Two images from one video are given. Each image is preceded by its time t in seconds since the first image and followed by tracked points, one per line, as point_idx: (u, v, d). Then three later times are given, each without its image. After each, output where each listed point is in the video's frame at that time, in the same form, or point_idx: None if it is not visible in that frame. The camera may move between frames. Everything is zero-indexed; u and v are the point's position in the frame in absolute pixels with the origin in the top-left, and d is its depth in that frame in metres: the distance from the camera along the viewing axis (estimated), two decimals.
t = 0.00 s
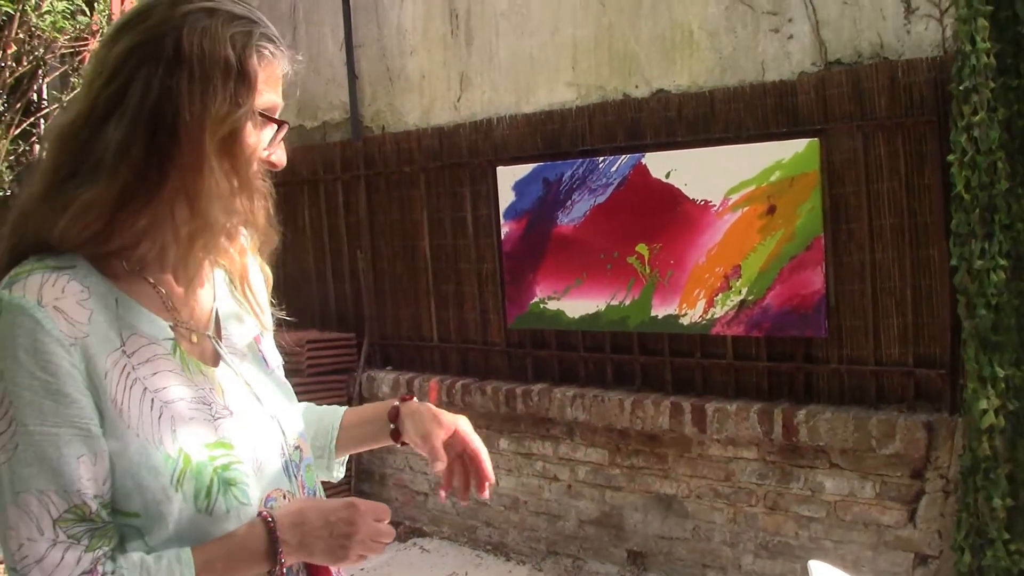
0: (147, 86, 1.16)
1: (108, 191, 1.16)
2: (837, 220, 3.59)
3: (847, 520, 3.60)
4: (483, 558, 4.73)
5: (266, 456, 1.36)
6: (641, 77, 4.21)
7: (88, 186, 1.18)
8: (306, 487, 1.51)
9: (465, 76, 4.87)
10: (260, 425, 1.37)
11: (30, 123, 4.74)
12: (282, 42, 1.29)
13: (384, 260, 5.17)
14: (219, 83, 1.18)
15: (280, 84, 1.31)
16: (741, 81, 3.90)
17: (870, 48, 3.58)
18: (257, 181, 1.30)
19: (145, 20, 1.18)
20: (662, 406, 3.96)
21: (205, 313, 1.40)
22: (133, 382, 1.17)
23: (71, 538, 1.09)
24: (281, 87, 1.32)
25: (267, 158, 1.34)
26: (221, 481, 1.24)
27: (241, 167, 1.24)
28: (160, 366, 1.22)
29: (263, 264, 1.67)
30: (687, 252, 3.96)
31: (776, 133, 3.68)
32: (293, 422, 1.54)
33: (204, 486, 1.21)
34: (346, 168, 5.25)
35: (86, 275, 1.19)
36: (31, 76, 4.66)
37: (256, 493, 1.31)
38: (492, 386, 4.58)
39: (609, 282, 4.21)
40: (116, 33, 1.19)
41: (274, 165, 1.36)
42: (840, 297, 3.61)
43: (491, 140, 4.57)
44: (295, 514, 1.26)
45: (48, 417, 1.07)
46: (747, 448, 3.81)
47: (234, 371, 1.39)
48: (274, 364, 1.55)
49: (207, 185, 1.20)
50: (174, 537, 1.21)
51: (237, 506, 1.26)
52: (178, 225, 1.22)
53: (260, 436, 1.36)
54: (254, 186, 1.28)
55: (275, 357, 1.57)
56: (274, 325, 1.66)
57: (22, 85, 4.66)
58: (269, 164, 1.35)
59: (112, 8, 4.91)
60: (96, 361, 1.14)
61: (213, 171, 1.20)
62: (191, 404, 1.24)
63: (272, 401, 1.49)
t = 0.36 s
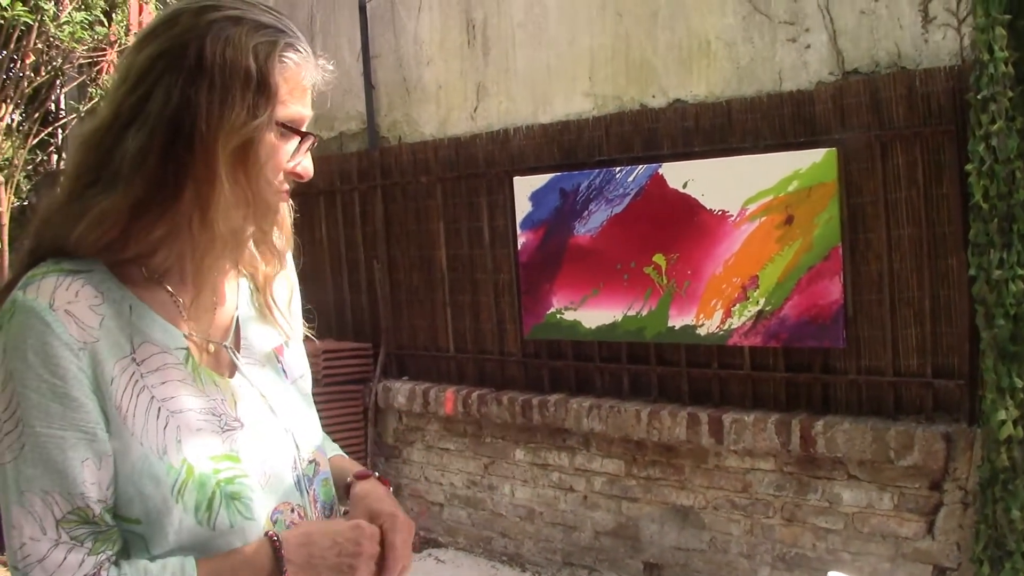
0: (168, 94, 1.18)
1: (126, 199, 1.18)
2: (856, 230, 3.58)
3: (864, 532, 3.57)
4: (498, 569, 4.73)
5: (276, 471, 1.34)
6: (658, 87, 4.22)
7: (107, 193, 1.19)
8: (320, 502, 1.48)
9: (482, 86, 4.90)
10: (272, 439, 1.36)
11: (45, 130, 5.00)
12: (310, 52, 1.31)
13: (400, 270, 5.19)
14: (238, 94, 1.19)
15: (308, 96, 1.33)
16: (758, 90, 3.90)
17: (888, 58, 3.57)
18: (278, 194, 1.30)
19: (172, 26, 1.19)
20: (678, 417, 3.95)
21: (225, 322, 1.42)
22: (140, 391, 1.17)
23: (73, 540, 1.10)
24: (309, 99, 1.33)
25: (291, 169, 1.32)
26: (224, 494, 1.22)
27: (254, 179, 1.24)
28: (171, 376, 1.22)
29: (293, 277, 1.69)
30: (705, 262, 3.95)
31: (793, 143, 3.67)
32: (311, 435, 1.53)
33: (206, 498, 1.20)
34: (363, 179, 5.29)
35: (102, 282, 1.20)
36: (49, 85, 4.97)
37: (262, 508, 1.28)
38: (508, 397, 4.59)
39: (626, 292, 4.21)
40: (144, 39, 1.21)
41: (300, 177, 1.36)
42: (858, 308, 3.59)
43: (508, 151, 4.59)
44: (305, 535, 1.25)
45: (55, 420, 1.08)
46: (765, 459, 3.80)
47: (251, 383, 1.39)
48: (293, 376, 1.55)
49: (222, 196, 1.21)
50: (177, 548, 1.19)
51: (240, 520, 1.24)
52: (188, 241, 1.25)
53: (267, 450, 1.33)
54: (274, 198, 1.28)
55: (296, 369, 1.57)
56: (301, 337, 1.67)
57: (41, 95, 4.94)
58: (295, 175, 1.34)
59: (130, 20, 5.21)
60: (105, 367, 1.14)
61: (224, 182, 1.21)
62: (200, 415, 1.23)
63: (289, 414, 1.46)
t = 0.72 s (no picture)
0: (176, 110, 1.16)
1: (135, 216, 1.17)
2: (869, 237, 3.58)
3: (878, 540, 3.57)
4: None
5: (281, 486, 1.26)
6: (672, 95, 4.23)
7: (118, 210, 1.18)
8: (332, 517, 1.40)
9: (495, 94, 4.93)
10: (278, 453, 1.27)
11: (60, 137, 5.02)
12: (329, 64, 1.22)
13: (414, 277, 5.23)
14: (241, 109, 1.15)
15: (328, 109, 1.24)
16: (771, 98, 3.91)
17: (902, 65, 3.58)
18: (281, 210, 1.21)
19: (189, 39, 1.16)
20: (692, 424, 3.95)
21: (241, 332, 1.33)
22: (143, 398, 1.13)
23: (68, 538, 1.09)
24: (330, 111, 1.24)
25: (307, 182, 1.24)
26: (220, 506, 1.16)
27: (249, 193, 1.18)
28: (178, 385, 1.17)
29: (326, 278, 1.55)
30: (718, 270, 3.97)
31: (805, 151, 3.68)
32: (326, 450, 1.43)
33: (202, 508, 1.15)
34: (377, 186, 5.33)
35: (116, 288, 1.17)
36: (64, 92, 5.01)
37: (266, 522, 1.22)
38: (522, 404, 4.61)
39: (639, 300, 4.22)
40: (164, 52, 1.19)
41: (321, 190, 1.27)
42: (871, 316, 3.59)
43: (521, 158, 4.62)
44: (299, 560, 1.22)
45: (54, 420, 1.07)
46: (778, 467, 3.80)
47: (263, 395, 1.30)
48: (314, 389, 1.45)
49: (216, 219, 1.17)
50: (173, 556, 1.15)
51: (236, 532, 1.18)
52: (194, 251, 1.21)
53: (276, 464, 1.26)
54: (274, 213, 1.20)
55: (318, 381, 1.47)
56: (330, 344, 1.55)
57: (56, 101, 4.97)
58: (314, 188, 1.26)
59: (144, 27, 5.13)
60: (109, 372, 1.11)
61: (218, 199, 1.16)
62: (203, 425, 1.18)
63: (304, 428, 1.37)
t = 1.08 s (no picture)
0: (193, 120, 1.18)
1: (151, 222, 1.18)
2: (885, 246, 3.58)
3: (893, 549, 3.56)
4: None
5: (294, 490, 1.28)
6: (686, 104, 4.25)
7: (135, 216, 1.20)
8: (344, 521, 1.42)
9: (511, 103, 4.97)
10: (292, 457, 1.28)
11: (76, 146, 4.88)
12: (342, 77, 1.24)
13: (429, 286, 5.26)
14: (257, 120, 1.16)
15: (340, 123, 1.26)
16: (786, 107, 3.93)
17: (917, 74, 3.59)
18: (295, 219, 1.23)
19: (208, 51, 1.18)
20: (708, 433, 3.96)
21: (254, 342, 1.35)
22: (158, 402, 1.14)
23: (81, 540, 1.10)
24: (342, 125, 1.26)
25: (320, 195, 1.26)
26: (233, 508, 1.18)
27: (264, 203, 1.20)
28: (194, 389, 1.18)
29: (337, 289, 1.57)
30: (733, 279, 3.98)
31: (820, 160, 3.69)
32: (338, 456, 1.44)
33: (214, 511, 1.17)
34: (392, 195, 5.37)
35: (131, 292, 1.18)
36: (81, 101, 4.89)
37: (278, 524, 1.24)
38: (537, 413, 4.62)
39: (654, 309, 4.24)
40: (182, 62, 1.21)
41: (333, 203, 1.28)
42: (887, 325, 3.59)
43: (537, 167, 4.65)
44: (307, 565, 1.23)
45: (70, 423, 1.08)
46: (793, 476, 3.80)
47: (277, 401, 1.31)
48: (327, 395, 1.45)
49: (230, 228, 1.18)
50: (185, 558, 1.17)
51: (249, 534, 1.20)
52: (208, 258, 1.23)
53: (290, 467, 1.27)
54: (287, 222, 1.21)
55: (331, 388, 1.47)
56: (341, 354, 1.56)
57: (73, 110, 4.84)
58: (327, 201, 1.28)
59: (161, 36, 5.01)
60: (125, 377, 1.13)
61: (233, 208, 1.17)
62: (218, 428, 1.19)
63: (315, 433, 1.38)
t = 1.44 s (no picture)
0: (190, 128, 1.19)
1: (148, 227, 1.20)
2: (896, 251, 3.58)
3: (905, 555, 3.56)
4: None
5: (299, 488, 1.29)
6: (697, 109, 4.26)
7: (133, 221, 1.22)
8: (348, 519, 1.43)
9: (522, 108, 4.99)
10: (296, 456, 1.30)
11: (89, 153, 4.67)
12: (334, 88, 1.27)
13: (440, 290, 5.28)
14: (251, 129, 1.18)
15: (331, 132, 1.28)
16: (798, 112, 3.93)
17: (928, 79, 3.60)
18: (288, 225, 1.25)
19: (203, 62, 1.20)
20: (718, 438, 3.95)
21: (257, 345, 1.36)
22: (162, 405, 1.16)
23: (92, 544, 1.12)
24: (333, 135, 1.28)
25: (314, 203, 1.27)
26: (240, 507, 1.19)
27: (258, 210, 1.21)
28: (196, 392, 1.20)
29: (334, 292, 1.60)
30: (744, 285, 3.98)
31: (832, 165, 3.69)
32: (342, 455, 1.45)
33: (221, 511, 1.18)
34: (403, 201, 5.39)
35: (131, 301, 1.20)
36: (93, 105, 4.64)
37: (284, 524, 1.25)
38: (548, 418, 4.63)
39: (665, 314, 4.24)
40: (179, 73, 1.23)
41: (326, 211, 1.30)
42: (899, 330, 3.58)
43: (548, 173, 4.66)
44: (316, 560, 1.23)
45: (76, 429, 1.10)
46: (805, 481, 3.80)
47: (281, 403, 1.32)
48: (329, 397, 1.45)
49: (226, 233, 1.20)
50: (196, 561, 1.17)
51: (256, 533, 1.20)
52: (205, 263, 1.24)
53: (293, 466, 1.28)
54: (280, 229, 1.23)
55: (334, 388, 1.47)
56: (345, 355, 1.58)
57: (84, 116, 4.63)
58: (320, 210, 1.30)
59: (172, 41, 4.88)
60: (127, 382, 1.14)
61: (228, 215, 1.19)
62: (221, 430, 1.20)
63: (319, 434, 1.39)
